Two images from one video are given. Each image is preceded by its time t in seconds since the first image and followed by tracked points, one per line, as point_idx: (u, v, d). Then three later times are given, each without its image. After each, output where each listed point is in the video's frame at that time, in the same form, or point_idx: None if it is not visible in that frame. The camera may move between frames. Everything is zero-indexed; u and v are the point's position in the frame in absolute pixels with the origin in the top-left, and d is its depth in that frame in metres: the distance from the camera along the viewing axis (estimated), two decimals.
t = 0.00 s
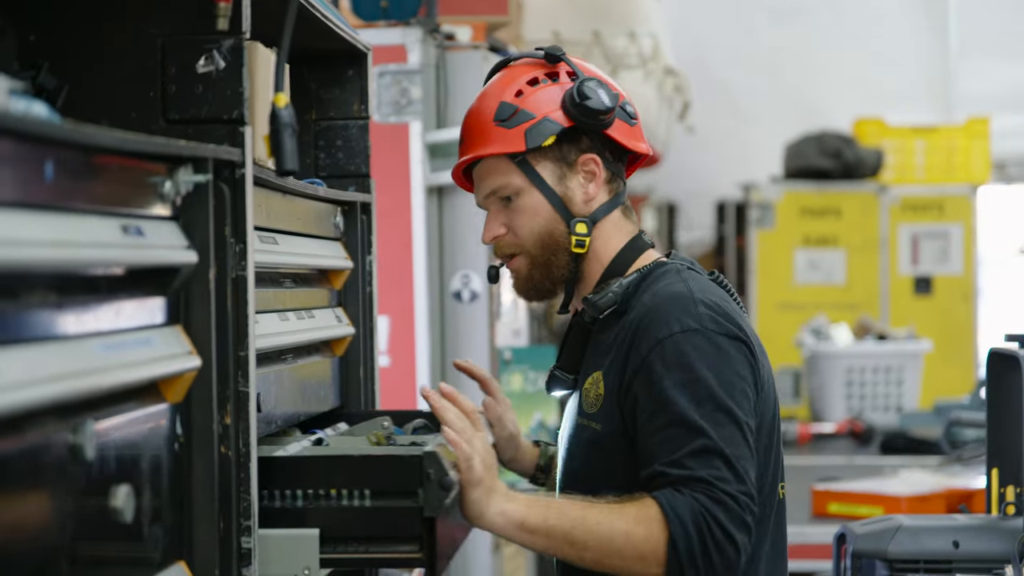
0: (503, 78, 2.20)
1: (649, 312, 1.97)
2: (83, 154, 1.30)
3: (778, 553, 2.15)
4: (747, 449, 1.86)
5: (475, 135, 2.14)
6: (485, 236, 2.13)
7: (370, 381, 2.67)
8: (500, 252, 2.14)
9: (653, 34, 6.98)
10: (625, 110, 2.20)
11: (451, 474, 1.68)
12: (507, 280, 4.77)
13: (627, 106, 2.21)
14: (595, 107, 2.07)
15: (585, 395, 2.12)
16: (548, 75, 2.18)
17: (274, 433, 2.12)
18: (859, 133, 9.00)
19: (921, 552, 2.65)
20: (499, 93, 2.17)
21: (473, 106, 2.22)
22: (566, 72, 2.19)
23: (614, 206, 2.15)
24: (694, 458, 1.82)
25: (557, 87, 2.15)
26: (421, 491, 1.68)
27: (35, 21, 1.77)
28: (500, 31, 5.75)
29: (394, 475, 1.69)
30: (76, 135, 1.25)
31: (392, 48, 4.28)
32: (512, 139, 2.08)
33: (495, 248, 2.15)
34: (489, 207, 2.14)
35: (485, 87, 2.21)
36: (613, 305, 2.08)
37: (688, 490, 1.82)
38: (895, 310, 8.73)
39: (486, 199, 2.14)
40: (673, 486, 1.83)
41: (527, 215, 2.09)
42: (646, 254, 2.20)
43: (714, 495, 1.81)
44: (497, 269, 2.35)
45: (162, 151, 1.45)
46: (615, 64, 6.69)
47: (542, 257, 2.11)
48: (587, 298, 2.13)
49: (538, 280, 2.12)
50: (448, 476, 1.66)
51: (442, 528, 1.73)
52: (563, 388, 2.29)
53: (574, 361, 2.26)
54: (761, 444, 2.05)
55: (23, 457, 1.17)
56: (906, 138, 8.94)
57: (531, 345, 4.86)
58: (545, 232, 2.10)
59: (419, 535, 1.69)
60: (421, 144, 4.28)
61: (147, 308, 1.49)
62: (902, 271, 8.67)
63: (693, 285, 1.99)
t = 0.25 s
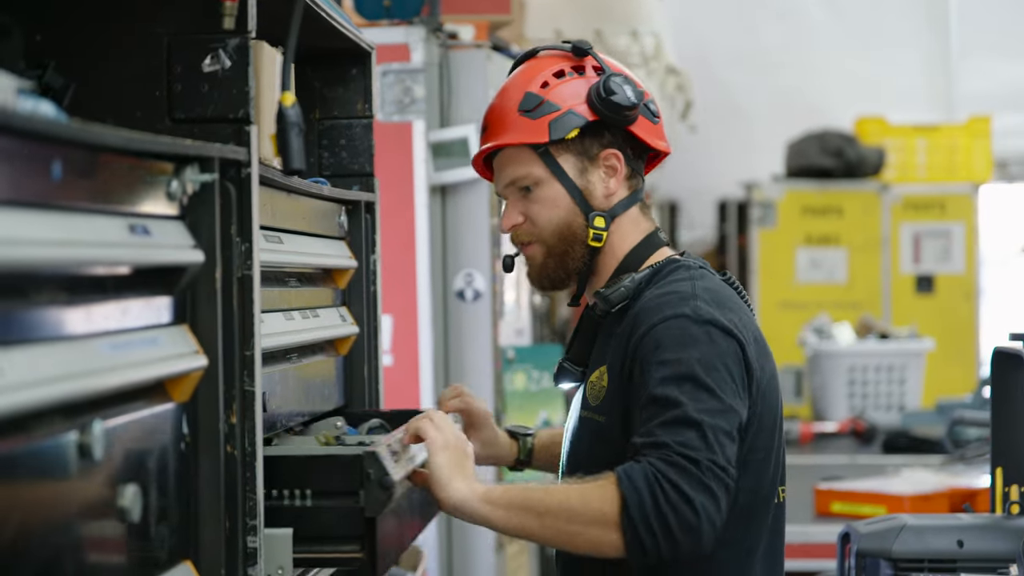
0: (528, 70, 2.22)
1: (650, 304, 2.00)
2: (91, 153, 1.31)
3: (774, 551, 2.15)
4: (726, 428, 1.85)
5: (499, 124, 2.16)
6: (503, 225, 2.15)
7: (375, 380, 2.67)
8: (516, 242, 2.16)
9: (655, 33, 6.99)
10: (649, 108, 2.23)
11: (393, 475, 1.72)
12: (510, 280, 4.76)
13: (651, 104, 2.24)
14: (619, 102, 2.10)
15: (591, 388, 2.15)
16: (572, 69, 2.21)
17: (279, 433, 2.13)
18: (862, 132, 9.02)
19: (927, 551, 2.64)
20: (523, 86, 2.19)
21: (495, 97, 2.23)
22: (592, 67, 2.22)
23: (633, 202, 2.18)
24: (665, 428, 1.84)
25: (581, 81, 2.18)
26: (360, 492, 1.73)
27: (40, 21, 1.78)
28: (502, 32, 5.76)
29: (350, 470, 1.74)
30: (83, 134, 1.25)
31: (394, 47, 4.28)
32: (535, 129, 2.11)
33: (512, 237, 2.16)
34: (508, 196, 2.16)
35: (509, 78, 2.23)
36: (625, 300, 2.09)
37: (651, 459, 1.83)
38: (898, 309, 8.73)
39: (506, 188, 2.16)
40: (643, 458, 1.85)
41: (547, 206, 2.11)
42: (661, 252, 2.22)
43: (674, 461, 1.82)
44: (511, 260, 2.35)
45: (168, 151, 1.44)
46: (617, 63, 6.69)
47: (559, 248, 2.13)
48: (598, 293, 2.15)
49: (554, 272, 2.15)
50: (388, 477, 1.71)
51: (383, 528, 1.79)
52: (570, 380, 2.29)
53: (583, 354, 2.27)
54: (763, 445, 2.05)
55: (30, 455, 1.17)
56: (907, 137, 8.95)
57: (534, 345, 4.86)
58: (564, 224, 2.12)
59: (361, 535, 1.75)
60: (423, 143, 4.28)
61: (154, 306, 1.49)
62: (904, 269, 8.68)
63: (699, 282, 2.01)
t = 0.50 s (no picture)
0: (546, 65, 2.24)
1: (654, 302, 2.01)
2: (90, 154, 1.31)
3: (774, 552, 2.16)
4: (709, 432, 1.85)
5: (514, 118, 2.19)
6: (514, 219, 2.19)
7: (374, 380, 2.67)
8: (527, 236, 2.20)
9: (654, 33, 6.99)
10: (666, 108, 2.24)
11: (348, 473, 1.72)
12: (509, 279, 4.76)
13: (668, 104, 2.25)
14: (634, 104, 2.11)
15: (594, 386, 2.16)
16: (591, 66, 2.23)
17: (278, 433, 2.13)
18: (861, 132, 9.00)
19: (926, 551, 2.65)
20: (540, 82, 2.21)
21: (513, 90, 2.26)
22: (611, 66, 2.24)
23: (645, 202, 2.20)
24: (648, 424, 1.85)
25: (599, 79, 2.19)
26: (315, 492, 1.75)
27: (39, 22, 1.79)
28: (502, 32, 5.76)
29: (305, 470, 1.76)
30: (82, 134, 1.25)
31: (394, 47, 4.28)
32: (548, 126, 2.13)
33: (523, 231, 2.20)
34: (520, 191, 2.19)
35: (528, 72, 2.25)
36: (631, 299, 2.10)
37: (626, 455, 1.84)
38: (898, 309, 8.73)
39: (519, 182, 2.20)
40: (622, 453, 1.86)
41: (556, 204, 2.14)
42: (670, 253, 2.23)
43: (647, 458, 1.82)
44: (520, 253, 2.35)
45: (168, 152, 1.45)
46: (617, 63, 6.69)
47: (567, 246, 2.16)
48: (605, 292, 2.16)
49: (561, 269, 2.18)
50: (341, 475, 1.71)
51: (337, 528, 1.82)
52: (575, 378, 2.29)
53: (588, 352, 2.28)
54: (764, 448, 2.05)
55: (29, 455, 1.18)
56: (906, 137, 8.95)
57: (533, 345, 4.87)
58: (572, 222, 2.15)
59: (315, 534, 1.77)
60: (423, 143, 4.29)
61: (153, 307, 1.50)
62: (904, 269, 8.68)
63: (707, 284, 2.02)
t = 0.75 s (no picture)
0: (554, 66, 2.24)
1: (657, 303, 2.02)
2: (83, 155, 1.31)
3: (774, 553, 2.16)
4: (690, 438, 1.85)
5: (522, 118, 2.19)
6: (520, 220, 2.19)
7: (369, 379, 2.67)
8: (533, 237, 2.20)
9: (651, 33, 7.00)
10: (672, 109, 2.25)
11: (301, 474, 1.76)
12: (506, 279, 4.76)
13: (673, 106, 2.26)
14: (642, 105, 2.11)
15: (597, 386, 2.17)
16: (598, 67, 2.24)
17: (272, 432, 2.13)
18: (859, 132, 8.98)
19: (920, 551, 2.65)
20: (546, 82, 2.22)
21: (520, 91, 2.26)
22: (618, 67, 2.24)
23: (652, 203, 2.20)
24: (630, 425, 1.86)
25: (606, 80, 2.19)
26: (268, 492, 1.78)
27: (33, 22, 1.79)
28: (499, 32, 5.77)
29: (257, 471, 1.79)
30: (74, 135, 1.25)
31: (391, 47, 4.29)
32: (557, 126, 2.13)
33: (530, 232, 2.20)
34: (527, 191, 2.19)
35: (535, 73, 2.26)
36: (637, 299, 2.11)
37: (599, 455, 1.86)
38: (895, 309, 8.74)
39: (525, 183, 2.20)
40: (598, 453, 1.87)
41: (564, 203, 2.14)
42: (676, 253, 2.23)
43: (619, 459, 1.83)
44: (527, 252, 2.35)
45: (160, 151, 1.45)
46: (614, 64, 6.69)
47: (574, 245, 2.16)
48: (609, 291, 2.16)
49: (567, 268, 2.18)
50: (295, 476, 1.74)
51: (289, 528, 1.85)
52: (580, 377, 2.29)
53: (592, 351, 2.28)
54: (766, 450, 2.05)
55: (19, 454, 1.18)
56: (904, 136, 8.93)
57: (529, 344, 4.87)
58: (580, 222, 2.15)
59: (269, 535, 1.81)
60: (420, 143, 4.27)
61: (146, 306, 1.50)
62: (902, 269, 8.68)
63: (712, 288, 2.03)
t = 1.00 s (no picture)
0: (552, 65, 2.24)
1: (651, 303, 2.03)
2: (73, 155, 1.31)
3: (769, 553, 2.15)
4: (664, 445, 1.87)
5: (515, 121, 2.21)
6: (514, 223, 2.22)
7: (362, 379, 2.66)
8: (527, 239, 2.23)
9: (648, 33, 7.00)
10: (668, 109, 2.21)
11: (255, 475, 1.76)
12: (502, 278, 4.75)
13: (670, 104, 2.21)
14: (620, 109, 2.10)
15: (590, 386, 2.17)
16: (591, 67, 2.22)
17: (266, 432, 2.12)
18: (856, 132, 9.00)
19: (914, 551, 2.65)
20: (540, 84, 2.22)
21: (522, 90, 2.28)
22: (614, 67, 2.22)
23: (643, 204, 2.19)
24: (602, 427, 1.88)
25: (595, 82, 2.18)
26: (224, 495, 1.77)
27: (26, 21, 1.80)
28: (496, 32, 5.76)
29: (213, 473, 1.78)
30: (64, 135, 1.25)
31: (386, 46, 4.29)
32: (541, 132, 2.15)
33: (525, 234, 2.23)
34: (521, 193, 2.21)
35: (534, 72, 2.26)
36: (632, 301, 2.11)
37: (564, 458, 1.88)
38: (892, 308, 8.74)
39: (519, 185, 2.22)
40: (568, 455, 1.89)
41: (550, 207, 2.16)
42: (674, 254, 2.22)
43: (585, 463, 1.86)
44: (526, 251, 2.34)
45: (151, 150, 1.44)
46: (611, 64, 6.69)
47: (561, 249, 2.19)
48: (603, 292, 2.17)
49: (556, 271, 2.20)
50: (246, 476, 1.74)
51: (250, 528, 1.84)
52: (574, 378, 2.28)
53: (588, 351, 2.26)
54: (759, 452, 2.05)
55: (9, 454, 1.18)
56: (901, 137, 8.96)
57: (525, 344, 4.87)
58: (565, 225, 2.17)
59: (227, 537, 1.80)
60: (415, 143, 4.28)
61: (137, 306, 1.50)
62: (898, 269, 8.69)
63: (707, 289, 2.03)
